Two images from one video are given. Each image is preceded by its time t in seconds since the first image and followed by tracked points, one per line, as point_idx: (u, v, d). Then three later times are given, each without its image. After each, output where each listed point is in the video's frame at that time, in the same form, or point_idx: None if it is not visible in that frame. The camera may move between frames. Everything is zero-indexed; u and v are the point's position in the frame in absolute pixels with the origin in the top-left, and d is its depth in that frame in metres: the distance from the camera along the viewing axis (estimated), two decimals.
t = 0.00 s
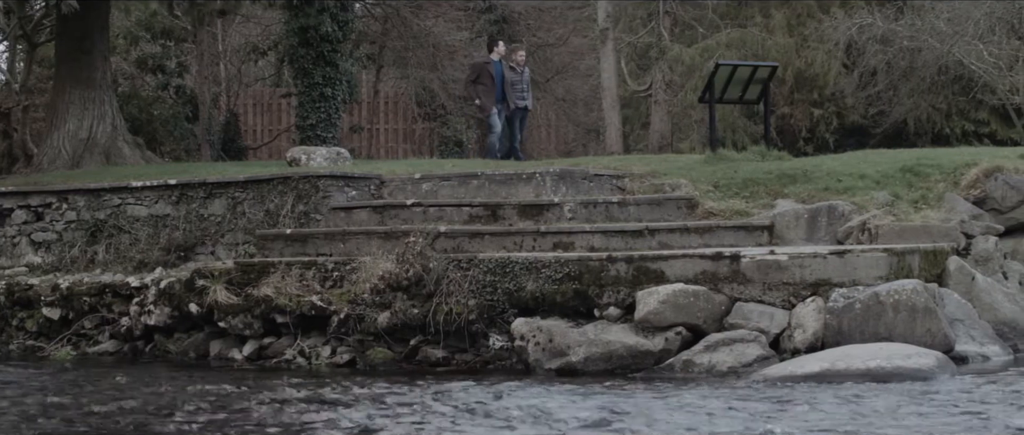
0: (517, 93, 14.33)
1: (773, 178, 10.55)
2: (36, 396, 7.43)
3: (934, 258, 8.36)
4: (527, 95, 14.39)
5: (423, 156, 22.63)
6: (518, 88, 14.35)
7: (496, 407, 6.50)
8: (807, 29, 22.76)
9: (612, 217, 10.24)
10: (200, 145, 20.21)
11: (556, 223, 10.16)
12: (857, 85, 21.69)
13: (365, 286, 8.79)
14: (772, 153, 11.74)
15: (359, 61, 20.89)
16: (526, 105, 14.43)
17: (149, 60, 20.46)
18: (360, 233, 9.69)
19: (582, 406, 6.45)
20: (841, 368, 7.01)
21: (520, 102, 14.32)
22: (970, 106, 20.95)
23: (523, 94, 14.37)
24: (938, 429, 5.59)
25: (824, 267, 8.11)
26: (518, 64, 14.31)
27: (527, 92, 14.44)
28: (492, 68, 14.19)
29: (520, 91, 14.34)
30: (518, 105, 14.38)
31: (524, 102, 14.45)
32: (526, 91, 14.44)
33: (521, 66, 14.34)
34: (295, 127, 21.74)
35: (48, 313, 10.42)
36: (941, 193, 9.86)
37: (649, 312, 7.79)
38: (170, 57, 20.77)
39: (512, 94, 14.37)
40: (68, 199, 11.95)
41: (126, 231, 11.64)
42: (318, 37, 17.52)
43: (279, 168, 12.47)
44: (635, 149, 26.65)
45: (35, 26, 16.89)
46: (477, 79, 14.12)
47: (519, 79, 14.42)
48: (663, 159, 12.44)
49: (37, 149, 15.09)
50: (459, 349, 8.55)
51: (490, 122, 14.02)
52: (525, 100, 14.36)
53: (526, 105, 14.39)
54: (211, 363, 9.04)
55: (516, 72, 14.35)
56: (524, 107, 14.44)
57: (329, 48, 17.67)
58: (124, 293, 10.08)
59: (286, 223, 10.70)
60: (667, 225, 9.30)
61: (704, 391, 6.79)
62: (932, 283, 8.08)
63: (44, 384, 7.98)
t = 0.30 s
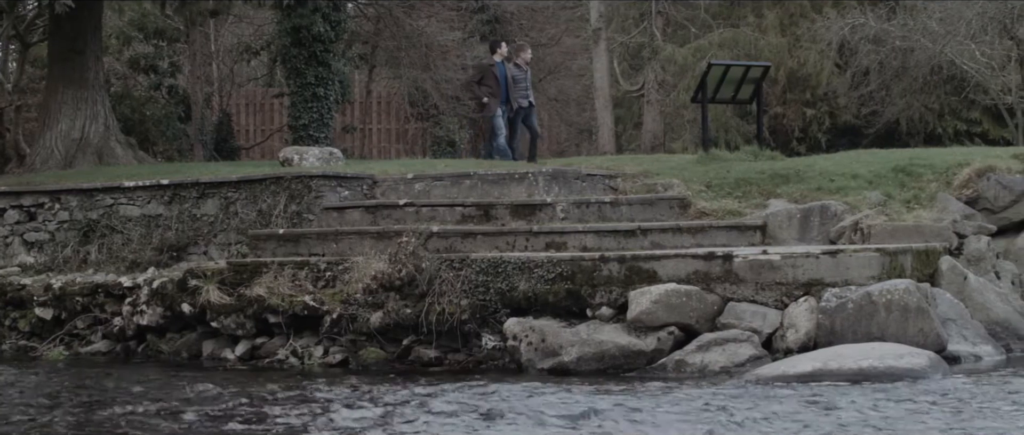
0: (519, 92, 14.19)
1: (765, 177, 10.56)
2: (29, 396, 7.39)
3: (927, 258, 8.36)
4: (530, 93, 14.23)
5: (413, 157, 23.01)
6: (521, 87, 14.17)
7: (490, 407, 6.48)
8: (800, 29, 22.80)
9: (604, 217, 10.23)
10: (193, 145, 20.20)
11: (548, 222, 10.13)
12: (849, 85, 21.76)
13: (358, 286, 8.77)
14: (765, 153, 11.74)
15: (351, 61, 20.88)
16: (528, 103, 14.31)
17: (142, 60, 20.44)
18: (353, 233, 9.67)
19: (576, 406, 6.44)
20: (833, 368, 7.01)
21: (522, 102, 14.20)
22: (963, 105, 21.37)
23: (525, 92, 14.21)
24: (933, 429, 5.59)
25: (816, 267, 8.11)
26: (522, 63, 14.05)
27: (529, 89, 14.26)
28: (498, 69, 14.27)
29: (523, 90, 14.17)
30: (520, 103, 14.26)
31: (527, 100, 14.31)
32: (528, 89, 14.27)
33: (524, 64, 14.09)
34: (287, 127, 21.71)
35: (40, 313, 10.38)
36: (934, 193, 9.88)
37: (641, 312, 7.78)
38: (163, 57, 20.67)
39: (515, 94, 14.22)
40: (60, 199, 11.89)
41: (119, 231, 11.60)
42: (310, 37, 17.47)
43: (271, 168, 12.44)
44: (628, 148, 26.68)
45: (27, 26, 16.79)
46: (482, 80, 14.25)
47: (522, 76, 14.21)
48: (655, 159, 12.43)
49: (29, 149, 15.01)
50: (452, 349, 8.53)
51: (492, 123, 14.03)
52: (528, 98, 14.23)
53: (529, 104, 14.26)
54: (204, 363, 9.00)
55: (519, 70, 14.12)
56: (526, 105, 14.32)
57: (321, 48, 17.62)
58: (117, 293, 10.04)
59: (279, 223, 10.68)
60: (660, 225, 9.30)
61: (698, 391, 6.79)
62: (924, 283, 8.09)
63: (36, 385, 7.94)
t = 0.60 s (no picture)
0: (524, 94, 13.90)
1: (756, 177, 10.56)
2: (20, 396, 7.34)
3: (917, 258, 8.37)
4: (534, 96, 14.11)
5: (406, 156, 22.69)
6: (527, 88, 14.00)
7: (483, 407, 6.46)
8: (790, 29, 22.84)
9: (595, 216, 10.22)
10: (184, 145, 20.14)
11: (539, 222, 10.11)
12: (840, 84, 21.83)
13: (348, 286, 8.74)
14: (755, 153, 11.74)
15: (343, 61, 20.84)
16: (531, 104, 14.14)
17: (132, 60, 20.21)
18: (343, 233, 9.64)
19: (568, 406, 6.42)
20: (824, 367, 7.00)
21: (529, 103, 14.01)
22: (954, 105, 21.46)
23: (530, 93, 14.07)
24: (927, 429, 5.58)
25: (807, 266, 8.11)
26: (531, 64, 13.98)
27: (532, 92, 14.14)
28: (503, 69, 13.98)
29: (530, 91, 14.01)
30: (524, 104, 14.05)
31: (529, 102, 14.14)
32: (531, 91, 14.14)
33: (532, 66, 14.03)
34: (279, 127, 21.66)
35: (31, 313, 10.31)
36: (924, 193, 9.89)
37: (632, 311, 7.77)
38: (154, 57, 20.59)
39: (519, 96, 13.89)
40: (51, 199, 11.82)
41: (110, 231, 11.54)
42: (301, 37, 17.41)
43: (262, 168, 12.41)
44: (619, 149, 26.70)
45: (18, 26, 16.71)
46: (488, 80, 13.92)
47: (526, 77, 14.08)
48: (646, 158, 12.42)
49: (20, 149, 14.93)
50: (443, 348, 8.51)
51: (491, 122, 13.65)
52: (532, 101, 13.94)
53: (533, 106, 14.11)
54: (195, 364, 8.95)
55: (527, 71, 14.00)
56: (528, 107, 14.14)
57: (312, 48, 17.58)
58: (108, 293, 9.98)
59: (269, 223, 10.64)
60: (651, 225, 9.30)
61: (691, 391, 6.77)
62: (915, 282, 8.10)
63: (27, 384, 7.88)
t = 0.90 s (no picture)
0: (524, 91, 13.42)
1: (746, 177, 10.57)
2: (10, 397, 7.29)
3: (908, 258, 8.38)
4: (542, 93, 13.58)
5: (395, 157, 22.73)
6: (534, 85, 13.51)
7: (474, 407, 6.44)
8: (780, 29, 22.88)
9: (585, 216, 10.20)
10: (174, 145, 20.08)
11: (529, 222, 10.08)
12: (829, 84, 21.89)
13: (338, 286, 8.71)
14: (746, 153, 11.74)
15: (333, 61, 20.78)
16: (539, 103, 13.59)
17: (123, 60, 19.99)
18: (333, 233, 9.60)
19: (559, 406, 6.40)
20: (814, 367, 7.00)
21: (536, 99, 13.47)
22: (943, 105, 21.53)
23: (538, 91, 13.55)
24: (918, 428, 5.58)
25: (797, 266, 8.11)
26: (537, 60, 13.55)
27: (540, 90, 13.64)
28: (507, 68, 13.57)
29: (537, 88, 13.51)
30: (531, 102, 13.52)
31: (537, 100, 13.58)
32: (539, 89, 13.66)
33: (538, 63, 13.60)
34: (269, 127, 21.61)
35: (21, 313, 10.23)
36: (914, 192, 9.91)
37: (622, 311, 7.76)
38: (144, 57, 20.47)
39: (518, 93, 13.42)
40: (41, 199, 11.75)
41: (100, 231, 11.47)
42: (291, 37, 17.35)
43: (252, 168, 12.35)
44: (609, 149, 26.71)
45: (8, 26, 16.61)
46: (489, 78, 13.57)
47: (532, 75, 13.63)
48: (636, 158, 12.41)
49: (9, 149, 14.84)
50: (433, 348, 8.49)
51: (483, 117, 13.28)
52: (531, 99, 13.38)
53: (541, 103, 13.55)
54: (185, 364, 8.91)
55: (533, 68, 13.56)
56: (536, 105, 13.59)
57: (302, 47, 17.52)
58: (98, 293, 9.93)
59: (259, 223, 10.60)
60: (641, 225, 9.29)
61: (682, 391, 6.75)
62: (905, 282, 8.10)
63: (17, 385, 7.82)
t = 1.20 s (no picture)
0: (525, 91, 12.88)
1: (735, 177, 10.57)
2: None
3: (897, 257, 8.38)
4: (546, 93, 13.04)
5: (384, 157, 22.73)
6: (538, 85, 12.97)
7: (463, 407, 6.41)
8: (770, 29, 22.92)
9: (574, 216, 10.17)
10: (163, 145, 20.00)
11: (518, 222, 10.04)
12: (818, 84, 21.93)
13: (327, 287, 8.67)
14: (735, 153, 11.73)
15: (322, 61, 20.71)
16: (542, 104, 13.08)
17: (112, 60, 19.94)
18: (323, 233, 9.55)
19: (549, 405, 6.37)
20: (803, 367, 6.99)
21: (539, 100, 12.93)
22: (932, 105, 21.58)
23: (541, 92, 13.03)
24: (908, 428, 5.57)
25: (786, 266, 8.10)
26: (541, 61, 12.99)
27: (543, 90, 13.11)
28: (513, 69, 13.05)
29: (540, 88, 12.97)
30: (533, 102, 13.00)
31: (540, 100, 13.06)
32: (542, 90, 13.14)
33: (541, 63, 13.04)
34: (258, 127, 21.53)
35: (9, 314, 10.13)
36: (903, 192, 9.92)
37: (611, 312, 7.74)
38: (133, 57, 20.37)
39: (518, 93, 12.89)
40: (30, 199, 11.67)
41: (89, 231, 11.40)
42: (280, 37, 17.29)
43: (241, 168, 12.29)
44: (598, 149, 26.70)
45: None
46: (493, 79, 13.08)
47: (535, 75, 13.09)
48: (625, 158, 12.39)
49: None
50: (422, 348, 8.45)
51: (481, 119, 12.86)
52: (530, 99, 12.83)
53: (543, 104, 13.04)
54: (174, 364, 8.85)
55: (537, 69, 13.00)
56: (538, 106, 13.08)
57: (291, 48, 17.46)
58: (87, 293, 9.86)
59: (249, 223, 10.55)
60: (630, 225, 9.27)
61: (672, 391, 6.73)
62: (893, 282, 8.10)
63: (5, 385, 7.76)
